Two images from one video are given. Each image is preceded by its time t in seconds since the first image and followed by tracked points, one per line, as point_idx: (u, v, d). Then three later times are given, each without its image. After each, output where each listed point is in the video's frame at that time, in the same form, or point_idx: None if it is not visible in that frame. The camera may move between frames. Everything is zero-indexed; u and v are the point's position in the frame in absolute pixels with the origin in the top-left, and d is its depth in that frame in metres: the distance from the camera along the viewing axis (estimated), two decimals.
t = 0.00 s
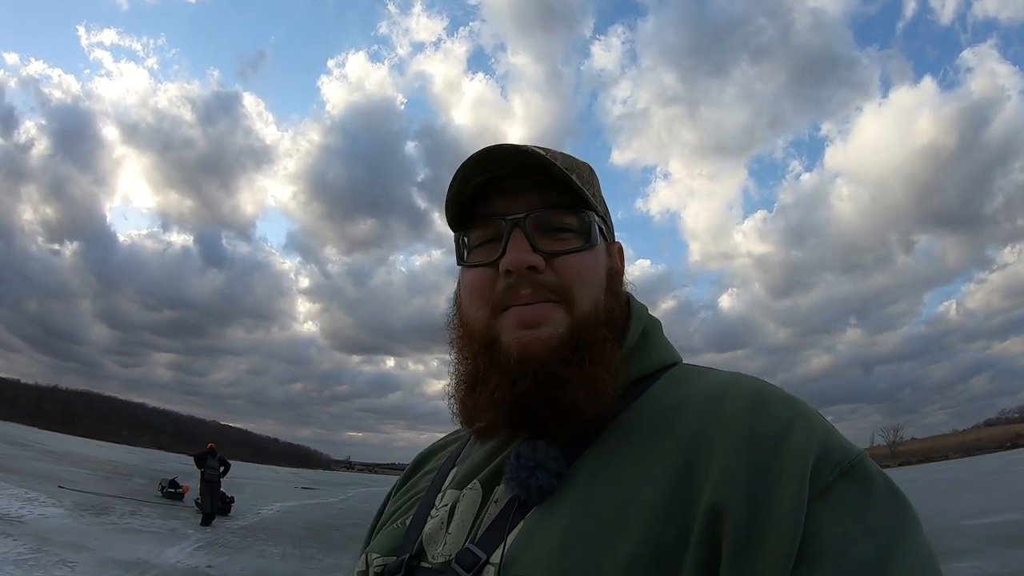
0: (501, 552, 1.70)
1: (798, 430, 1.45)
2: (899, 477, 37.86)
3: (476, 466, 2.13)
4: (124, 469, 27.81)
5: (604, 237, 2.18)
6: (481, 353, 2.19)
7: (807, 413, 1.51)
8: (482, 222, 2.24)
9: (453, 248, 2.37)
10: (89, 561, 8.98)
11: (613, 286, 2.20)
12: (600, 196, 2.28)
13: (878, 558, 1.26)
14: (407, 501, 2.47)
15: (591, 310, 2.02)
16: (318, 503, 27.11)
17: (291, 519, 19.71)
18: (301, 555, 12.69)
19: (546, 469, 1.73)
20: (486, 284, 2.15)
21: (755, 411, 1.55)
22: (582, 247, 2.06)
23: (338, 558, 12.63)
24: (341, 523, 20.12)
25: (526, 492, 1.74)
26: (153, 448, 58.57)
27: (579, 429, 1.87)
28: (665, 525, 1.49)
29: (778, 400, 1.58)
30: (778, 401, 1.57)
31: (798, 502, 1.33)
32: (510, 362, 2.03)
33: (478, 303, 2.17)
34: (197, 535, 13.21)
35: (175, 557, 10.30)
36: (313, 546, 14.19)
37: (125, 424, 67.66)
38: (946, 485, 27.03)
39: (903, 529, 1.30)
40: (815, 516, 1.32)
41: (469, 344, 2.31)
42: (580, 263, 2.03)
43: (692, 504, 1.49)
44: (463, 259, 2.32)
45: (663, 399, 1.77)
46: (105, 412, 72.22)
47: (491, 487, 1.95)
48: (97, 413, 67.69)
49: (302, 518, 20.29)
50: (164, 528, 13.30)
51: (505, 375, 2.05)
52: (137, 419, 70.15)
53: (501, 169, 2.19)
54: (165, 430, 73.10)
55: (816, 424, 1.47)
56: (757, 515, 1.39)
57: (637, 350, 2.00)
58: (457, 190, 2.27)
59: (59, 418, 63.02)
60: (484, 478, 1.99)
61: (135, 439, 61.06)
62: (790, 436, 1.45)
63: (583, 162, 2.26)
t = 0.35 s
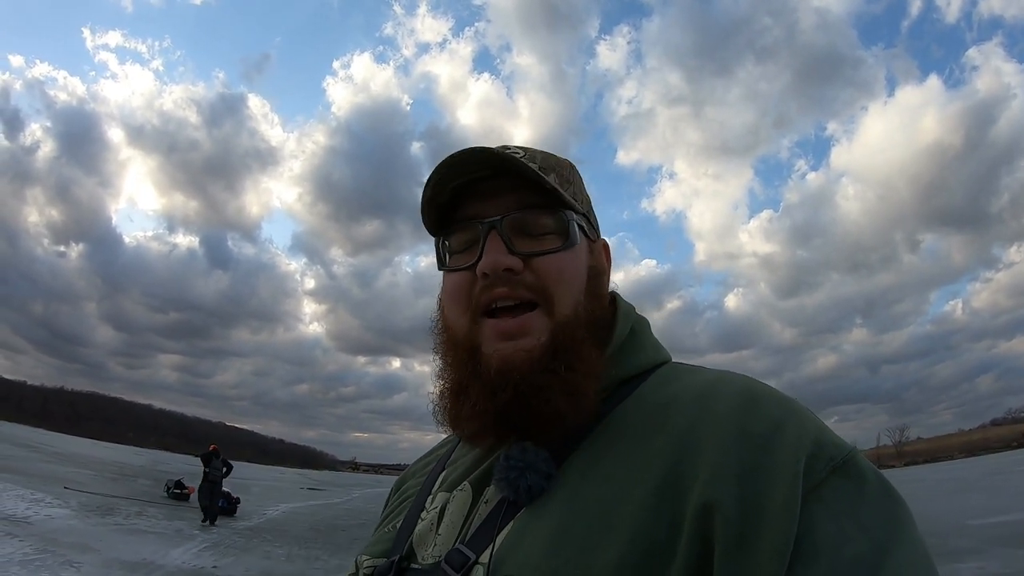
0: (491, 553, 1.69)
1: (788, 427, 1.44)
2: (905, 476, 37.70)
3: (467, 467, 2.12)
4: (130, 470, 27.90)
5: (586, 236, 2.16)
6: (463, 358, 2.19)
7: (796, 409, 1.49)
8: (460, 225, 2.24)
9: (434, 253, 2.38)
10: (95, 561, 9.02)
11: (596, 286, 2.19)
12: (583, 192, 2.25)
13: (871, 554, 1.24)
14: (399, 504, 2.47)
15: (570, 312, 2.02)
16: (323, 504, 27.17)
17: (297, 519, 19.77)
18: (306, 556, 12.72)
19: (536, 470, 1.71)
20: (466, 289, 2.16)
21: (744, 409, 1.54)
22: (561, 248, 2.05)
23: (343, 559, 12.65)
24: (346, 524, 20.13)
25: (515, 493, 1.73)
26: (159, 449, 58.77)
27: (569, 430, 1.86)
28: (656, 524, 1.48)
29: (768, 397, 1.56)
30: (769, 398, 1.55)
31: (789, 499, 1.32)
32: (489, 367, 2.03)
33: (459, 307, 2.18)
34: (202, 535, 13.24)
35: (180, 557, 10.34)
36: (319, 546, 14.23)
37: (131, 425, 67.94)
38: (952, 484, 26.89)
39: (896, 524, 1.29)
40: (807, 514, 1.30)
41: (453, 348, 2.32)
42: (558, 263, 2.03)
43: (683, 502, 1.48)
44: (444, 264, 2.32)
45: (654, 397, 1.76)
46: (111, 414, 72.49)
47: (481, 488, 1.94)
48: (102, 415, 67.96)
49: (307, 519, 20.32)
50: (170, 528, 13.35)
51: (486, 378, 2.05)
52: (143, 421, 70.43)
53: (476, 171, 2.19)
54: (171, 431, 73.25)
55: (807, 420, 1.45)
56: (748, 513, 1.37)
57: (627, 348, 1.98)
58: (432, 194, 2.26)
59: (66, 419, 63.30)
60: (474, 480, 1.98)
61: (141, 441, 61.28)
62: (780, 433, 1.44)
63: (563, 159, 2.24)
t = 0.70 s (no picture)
0: (500, 551, 1.67)
1: (797, 425, 1.41)
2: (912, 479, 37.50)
3: (475, 464, 2.11)
4: (136, 466, 27.98)
5: (542, 232, 2.13)
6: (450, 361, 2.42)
7: (804, 407, 1.47)
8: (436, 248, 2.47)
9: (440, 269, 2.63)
10: (101, 557, 9.06)
11: (563, 283, 2.12)
12: (546, 183, 2.19)
13: (883, 554, 1.23)
14: (414, 502, 2.46)
15: (506, 320, 2.09)
16: (328, 502, 27.24)
17: (302, 517, 19.82)
18: (311, 553, 12.74)
19: (544, 468, 1.70)
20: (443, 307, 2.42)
21: (752, 406, 1.51)
22: (493, 262, 2.13)
23: (348, 557, 12.67)
24: (350, 522, 20.16)
25: (523, 492, 1.71)
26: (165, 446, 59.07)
27: (576, 427, 1.85)
28: (661, 523, 1.46)
29: (778, 396, 1.53)
30: (778, 397, 1.52)
31: (797, 500, 1.30)
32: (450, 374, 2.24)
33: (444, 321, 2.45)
34: (208, 532, 13.27)
35: (186, 554, 10.36)
36: (323, 544, 14.25)
37: (137, 422, 68.29)
38: (958, 488, 26.73)
39: (909, 525, 1.27)
40: (817, 515, 1.28)
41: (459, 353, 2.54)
42: (489, 277, 2.12)
43: (688, 501, 1.46)
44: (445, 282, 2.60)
45: (661, 394, 1.74)
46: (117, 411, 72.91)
47: (491, 486, 1.92)
48: (109, 412, 68.38)
49: (312, 516, 20.36)
50: (175, 525, 13.40)
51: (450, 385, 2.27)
52: (149, 418, 70.81)
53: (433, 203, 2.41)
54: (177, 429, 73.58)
55: (815, 418, 1.43)
56: (755, 512, 1.35)
57: (637, 342, 1.96)
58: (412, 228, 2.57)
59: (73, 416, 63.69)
60: (484, 477, 1.96)
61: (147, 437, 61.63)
62: (788, 431, 1.42)
63: (524, 158, 2.23)
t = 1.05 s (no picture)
0: (508, 547, 1.67)
1: (807, 422, 1.41)
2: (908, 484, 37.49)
3: (480, 459, 2.10)
4: (131, 466, 27.90)
5: (530, 225, 2.17)
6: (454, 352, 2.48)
7: (814, 404, 1.46)
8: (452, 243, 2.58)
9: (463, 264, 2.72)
10: (97, 557, 9.02)
11: (547, 273, 2.13)
12: (541, 177, 2.20)
13: (893, 551, 1.23)
14: (419, 497, 2.45)
15: (488, 305, 2.16)
16: (324, 503, 27.18)
17: (298, 518, 19.77)
18: (307, 554, 12.70)
19: (553, 463, 1.69)
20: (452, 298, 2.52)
21: (761, 402, 1.51)
22: (479, 250, 2.21)
23: (344, 558, 12.63)
24: (346, 523, 20.11)
25: (531, 487, 1.71)
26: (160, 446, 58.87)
27: (584, 422, 1.84)
28: (670, 520, 1.46)
29: (788, 393, 1.53)
30: (788, 394, 1.52)
31: (809, 497, 1.30)
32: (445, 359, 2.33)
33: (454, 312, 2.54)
34: (203, 533, 13.23)
35: (182, 554, 10.32)
36: (319, 545, 14.21)
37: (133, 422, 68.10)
38: (954, 493, 26.73)
39: (918, 524, 1.27)
40: (829, 512, 1.28)
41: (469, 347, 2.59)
42: (474, 265, 2.21)
43: (698, 496, 1.46)
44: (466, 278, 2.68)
45: (670, 391, 1.74)
46: (113, 411, 72.71)
47: (498, 481, 1.91)
48: (105, 411, 68.19)
49: (308, 517, 20.30)
50: (170, 525, 13.36)
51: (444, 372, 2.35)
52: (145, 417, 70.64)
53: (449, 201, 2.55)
54: (173, 429, 73.38)
55: (825, 415, 1.43)
56: (765, 508, 1.35)
57: (644, 338, 1.95)
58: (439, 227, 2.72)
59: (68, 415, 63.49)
60: (491, 472, 1.95)
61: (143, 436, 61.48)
62: (798, 428, 1.41)
63: (527, 155, 2.28)
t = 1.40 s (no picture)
0: (512, 547, 1.66)
1: (810, 423, 1.41)
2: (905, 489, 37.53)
3: (484, 459, 2.10)
4: (128, 467, 27.83)
5: (538, 229, 2.16)
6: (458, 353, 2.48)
7: (819, 406, 1.46)
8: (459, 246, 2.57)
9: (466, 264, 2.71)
10: (92, 558, 8.99)
11: (552, 277, 2.13)
12: (550, 182, 2.20)
13: (897, 553, 1.22)
14: (424, 497, 2.44)
15: (494, 307, 2.15)
16: (320, 506, 27.10)
17: (294, 521, 19.71)
18: (303, 557, 12.66)
19: (556, 463, 1.68)
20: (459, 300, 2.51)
21: (766, 403, 1.51)
22: (487, 253, 2.21)
23: (340, 561, 12.60)
24: (343, 526, 20.05)
25: (534, 487, 1.70)
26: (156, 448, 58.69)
27: (587, 423, 1.83)
28: (673, 520, 1.45)
29: (792, 394, 1.52)
30: (792, 395, 1.51)
31: (813, 498, 1.29)
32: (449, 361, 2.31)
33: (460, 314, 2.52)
34: (199, 534, 13.19)
35: (178, 556, 10.29)
36: (316, 548, 14.18)
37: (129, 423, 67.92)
38: (952, 496, 26.77)
39: (924, 526, 1.26)
40: (833, 514, 1.28)
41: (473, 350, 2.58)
42: (481, 268, 2.20)
43: (701, 497, 1.45)
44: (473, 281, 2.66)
45: (673, 392, 1.73)
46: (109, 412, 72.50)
47: (502, 482, 1.90)
48: (101, 412, 68.00)
49: (305, 520, 20.24)
50: (166, 526, 13.32)
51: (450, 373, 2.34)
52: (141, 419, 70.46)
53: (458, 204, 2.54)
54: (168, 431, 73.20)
55: (830, 416, 1.42)
56: (769, 509, 1.34)
57: (648, 339, 1.95)
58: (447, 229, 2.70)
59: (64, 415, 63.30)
60: (495, 473, 1.94)
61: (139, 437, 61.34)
62: (801, 429, 1.41)
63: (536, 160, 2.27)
